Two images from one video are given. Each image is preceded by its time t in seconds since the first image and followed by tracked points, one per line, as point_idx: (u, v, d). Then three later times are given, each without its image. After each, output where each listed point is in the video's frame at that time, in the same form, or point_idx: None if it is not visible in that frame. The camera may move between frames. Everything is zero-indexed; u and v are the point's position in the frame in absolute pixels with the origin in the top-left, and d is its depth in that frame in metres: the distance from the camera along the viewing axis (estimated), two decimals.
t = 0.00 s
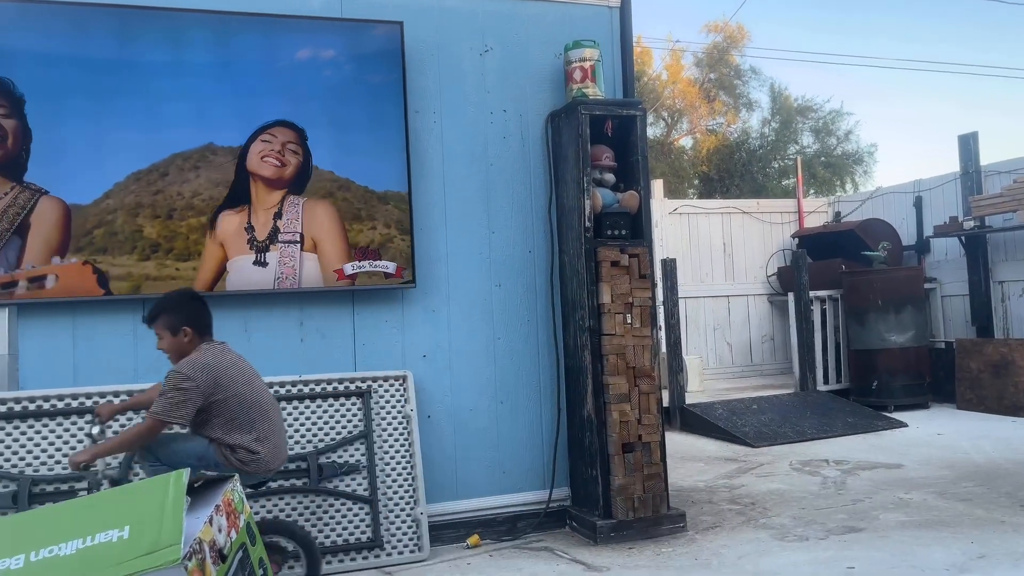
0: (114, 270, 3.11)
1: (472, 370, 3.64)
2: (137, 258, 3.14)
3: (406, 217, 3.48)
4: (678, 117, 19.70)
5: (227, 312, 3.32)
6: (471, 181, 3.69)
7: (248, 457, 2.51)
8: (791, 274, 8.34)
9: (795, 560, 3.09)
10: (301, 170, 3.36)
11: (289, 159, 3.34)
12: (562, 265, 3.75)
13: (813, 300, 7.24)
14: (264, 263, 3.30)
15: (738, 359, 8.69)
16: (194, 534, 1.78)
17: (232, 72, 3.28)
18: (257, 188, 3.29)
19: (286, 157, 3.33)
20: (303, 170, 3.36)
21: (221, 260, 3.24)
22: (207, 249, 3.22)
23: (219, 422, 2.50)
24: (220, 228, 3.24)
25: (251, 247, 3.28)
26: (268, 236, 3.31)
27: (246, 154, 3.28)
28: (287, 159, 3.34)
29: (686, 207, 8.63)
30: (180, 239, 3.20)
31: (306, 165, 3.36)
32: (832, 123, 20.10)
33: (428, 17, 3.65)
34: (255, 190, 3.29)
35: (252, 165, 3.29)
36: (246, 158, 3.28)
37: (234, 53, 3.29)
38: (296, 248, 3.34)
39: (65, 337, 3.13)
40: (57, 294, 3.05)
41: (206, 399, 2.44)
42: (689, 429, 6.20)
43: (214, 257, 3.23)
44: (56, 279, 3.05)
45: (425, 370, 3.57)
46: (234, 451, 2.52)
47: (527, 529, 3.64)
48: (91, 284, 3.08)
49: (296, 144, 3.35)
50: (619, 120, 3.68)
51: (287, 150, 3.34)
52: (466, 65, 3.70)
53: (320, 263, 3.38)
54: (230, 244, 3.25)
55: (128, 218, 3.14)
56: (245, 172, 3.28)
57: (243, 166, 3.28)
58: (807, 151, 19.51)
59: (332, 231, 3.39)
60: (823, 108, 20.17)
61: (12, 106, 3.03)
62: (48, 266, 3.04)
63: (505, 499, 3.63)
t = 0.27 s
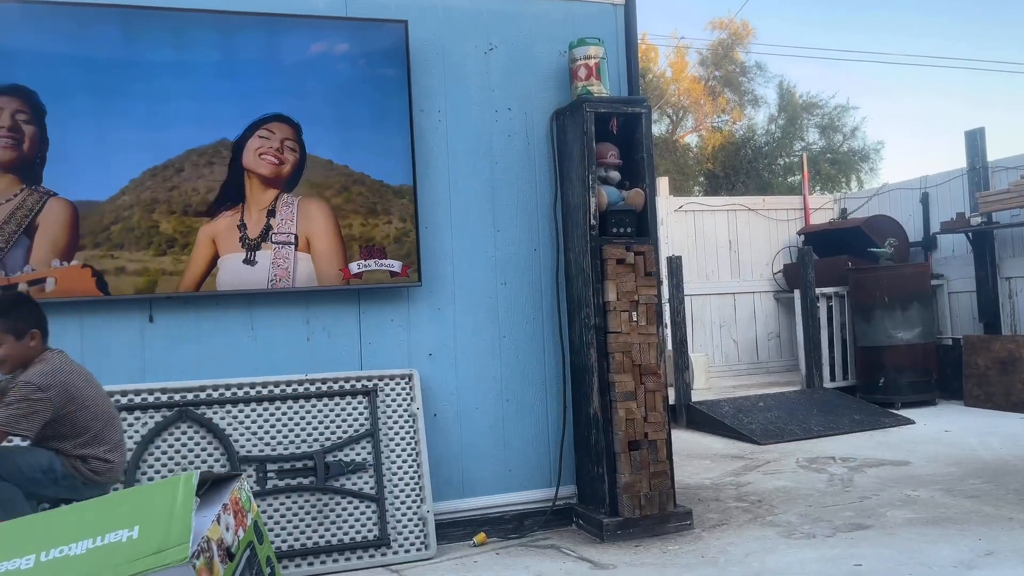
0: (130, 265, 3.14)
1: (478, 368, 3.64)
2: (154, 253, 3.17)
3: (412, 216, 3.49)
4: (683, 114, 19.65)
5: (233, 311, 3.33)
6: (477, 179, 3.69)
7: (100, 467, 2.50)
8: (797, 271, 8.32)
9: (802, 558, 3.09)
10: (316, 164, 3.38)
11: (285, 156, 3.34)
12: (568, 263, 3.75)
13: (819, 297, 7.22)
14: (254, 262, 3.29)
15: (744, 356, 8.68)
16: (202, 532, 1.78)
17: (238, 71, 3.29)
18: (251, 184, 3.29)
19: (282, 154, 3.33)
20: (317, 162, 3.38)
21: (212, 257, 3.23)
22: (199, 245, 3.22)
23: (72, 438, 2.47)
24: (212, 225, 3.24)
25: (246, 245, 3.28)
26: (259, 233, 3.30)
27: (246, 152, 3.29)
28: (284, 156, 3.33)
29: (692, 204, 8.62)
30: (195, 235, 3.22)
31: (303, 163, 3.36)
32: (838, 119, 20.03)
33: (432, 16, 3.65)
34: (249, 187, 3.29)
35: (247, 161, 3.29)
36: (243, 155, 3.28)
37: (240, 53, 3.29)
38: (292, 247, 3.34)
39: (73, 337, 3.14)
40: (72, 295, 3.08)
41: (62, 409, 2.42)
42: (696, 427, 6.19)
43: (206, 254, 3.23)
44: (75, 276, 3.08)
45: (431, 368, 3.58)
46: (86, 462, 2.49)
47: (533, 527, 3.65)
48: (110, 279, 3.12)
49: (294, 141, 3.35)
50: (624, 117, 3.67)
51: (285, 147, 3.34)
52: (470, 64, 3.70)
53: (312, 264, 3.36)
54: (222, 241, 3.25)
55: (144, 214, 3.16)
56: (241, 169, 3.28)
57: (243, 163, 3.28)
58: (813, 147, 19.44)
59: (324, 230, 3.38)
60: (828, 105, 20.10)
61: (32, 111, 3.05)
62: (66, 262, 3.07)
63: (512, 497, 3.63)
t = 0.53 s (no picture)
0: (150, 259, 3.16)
1: (484, 367, 3.64)
2: (173, 247, 3.19)
3: (418, 215, 3.49)
4: (689, 111, 19.61)
5: (241, 311, 3.34)
6: (482, 178, 3.69)
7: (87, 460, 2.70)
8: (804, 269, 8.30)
9: (811, 555, 3.08)
10: (334, 157, 3.40)
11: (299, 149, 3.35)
12: (574, 262, 3.75)
13: (826, 294, 7.20)
14: (272, 257, 3.31)
15: (751, 354, 8.66)
16: (212, 532, 1.78)
17: (244, 72, 3.29)
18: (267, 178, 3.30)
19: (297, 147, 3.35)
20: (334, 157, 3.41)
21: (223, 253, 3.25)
22: (209, 240, 3.23)
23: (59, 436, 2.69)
24: (223, 220, 3.25)
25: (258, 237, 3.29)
26: (278, 227, 3.32)
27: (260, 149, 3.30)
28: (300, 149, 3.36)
29: (698, 202, 8.60)
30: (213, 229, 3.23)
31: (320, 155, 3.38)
32: (844, 116, 19.96)
33: (438, 15, 3.66)
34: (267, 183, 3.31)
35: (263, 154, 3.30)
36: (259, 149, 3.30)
37: (246, 54, 3.30)
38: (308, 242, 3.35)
39: (82, 337, 3.15)
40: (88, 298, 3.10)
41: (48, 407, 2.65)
42: (703, 425, 6.18)
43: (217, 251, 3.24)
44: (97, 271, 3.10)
45: (438, 367, 3.58)
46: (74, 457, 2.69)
47: (540, 525, 3.65)
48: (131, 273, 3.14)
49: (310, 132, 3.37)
50: (630, 115, 3.67)
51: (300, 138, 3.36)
52: (476, 63, 3.70)
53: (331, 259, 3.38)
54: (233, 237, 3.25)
55: (163, 209, 3.18)
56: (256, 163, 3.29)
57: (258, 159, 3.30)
58: (819, 144, 19.38)
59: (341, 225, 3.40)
60: (835, 101, 20.04)
61: (56, 114, 3.09)
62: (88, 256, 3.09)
63: (519, 495, 3.64)
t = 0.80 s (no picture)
0: (172, 253, 3.20)
1: (491, 366, 3.65)
2: (194, 242, 3.22)
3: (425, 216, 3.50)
4: (695, 109, 19.56)
5: (249, 311, 3.35)
6: (489, 178, 3.70)
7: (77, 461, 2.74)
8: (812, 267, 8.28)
9: (819, 554, 3.08)
10: (354, 150, 3.44)
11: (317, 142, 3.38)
12: (581, 261, 3.75)
13: (833, 292, 7.18)
14: (308, 250, 3.36)
15: (758, 353, 8.64)
16: (222, 532, 1.79)
17: (251, 73, 3.30)
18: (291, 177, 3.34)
19: (316, 141, 3.37)
20: (354, 150, 3.44)
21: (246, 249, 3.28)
22: (232, 235, 3.26)
23: None
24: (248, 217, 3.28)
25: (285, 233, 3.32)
26: (313, 222, 3.36)
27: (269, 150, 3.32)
28: (320, 143, 3.38)
29: (704, 201, 8.59)
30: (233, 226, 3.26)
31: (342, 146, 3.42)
32: (851, 113, 19.88)
33: (443, 15, 3.66)
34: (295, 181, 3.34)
35: (285, 154, 3.33)
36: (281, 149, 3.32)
37: (252, 56, 3.31)
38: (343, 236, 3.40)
39: (92, 337, 3.17)
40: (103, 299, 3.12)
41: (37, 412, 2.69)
42: (711, 423, 6.18)
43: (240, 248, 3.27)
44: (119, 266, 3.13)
45: (445, 367, 3.59)
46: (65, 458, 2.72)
47: (548, 525, 3.65)
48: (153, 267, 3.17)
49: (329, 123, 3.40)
50: (636, 114, 3.67)
51: (319, 132, 3.38)
52: (482, 62, 3.70)
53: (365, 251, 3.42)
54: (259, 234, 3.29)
55: (183, 203, 3.21)
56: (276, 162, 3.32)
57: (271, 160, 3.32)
58: (826, 141, 19.31)
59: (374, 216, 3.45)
60: (841, 98, 19.97)
61: (86, 116, 3.12)
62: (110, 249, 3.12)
63: (527, 494, 3.65)
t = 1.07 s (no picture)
0: (191, 247, 3.22)
1: (498, 366, 3.65)
2: (213, 235, 3.24)
3: (432, 215, 3.50)
4: (702, 107, 19.52)
5: (256, 312, 3.36)
6: (495, 178, 3.69)
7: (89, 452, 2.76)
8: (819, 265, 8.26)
9: (828, 554, 3.07)
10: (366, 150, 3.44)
11: (336, 140, 3.40)
12: (587, 261, 3.75)
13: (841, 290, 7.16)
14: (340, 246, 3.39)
15: (765, 351, 8.63)
16: (230, 533, 1.79)
17: (258, 75, 3.31)
18: (314, 178, 3.36)
19: (334, 139, 3.39)
20: (371, 144, 3.45)
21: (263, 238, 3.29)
22: (248, 232, 3.28)
23: None
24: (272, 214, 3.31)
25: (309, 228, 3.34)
26: (345, 219, 3.40)
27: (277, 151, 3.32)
28: (337, 140, 3.40)
29: (711, 199, 8.58)
30: (252, 219, 3.29)
31: (361, 142, 3.43)
32: (858, 110, 19.81)
33: (449, 14, 3.66)
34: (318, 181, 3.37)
35: (306, 156, 3.35)
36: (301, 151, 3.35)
37: (258, 56, 3.32)
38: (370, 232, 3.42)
39: (100, 337, 3.18)
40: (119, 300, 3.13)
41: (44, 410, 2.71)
42: (718, 422, 6.17)
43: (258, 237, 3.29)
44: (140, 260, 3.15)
45: (452, 367, 3.59)
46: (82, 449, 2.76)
47: (556, 524, 3.65)
48: (173, 261, 3.19)
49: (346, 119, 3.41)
50: (643, 113, 3.66)
51: (333, 130, 3.39)
52: (488, 62, 3.70)
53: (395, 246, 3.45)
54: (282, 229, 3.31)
55: (203, 197, 3.24)
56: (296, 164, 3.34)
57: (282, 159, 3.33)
58: (833, 138, 19.25)
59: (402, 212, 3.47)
60: (848, 96, 19.89)
61: (100, 109, 3.13)
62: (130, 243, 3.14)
63: (534, 494, 3.65)
